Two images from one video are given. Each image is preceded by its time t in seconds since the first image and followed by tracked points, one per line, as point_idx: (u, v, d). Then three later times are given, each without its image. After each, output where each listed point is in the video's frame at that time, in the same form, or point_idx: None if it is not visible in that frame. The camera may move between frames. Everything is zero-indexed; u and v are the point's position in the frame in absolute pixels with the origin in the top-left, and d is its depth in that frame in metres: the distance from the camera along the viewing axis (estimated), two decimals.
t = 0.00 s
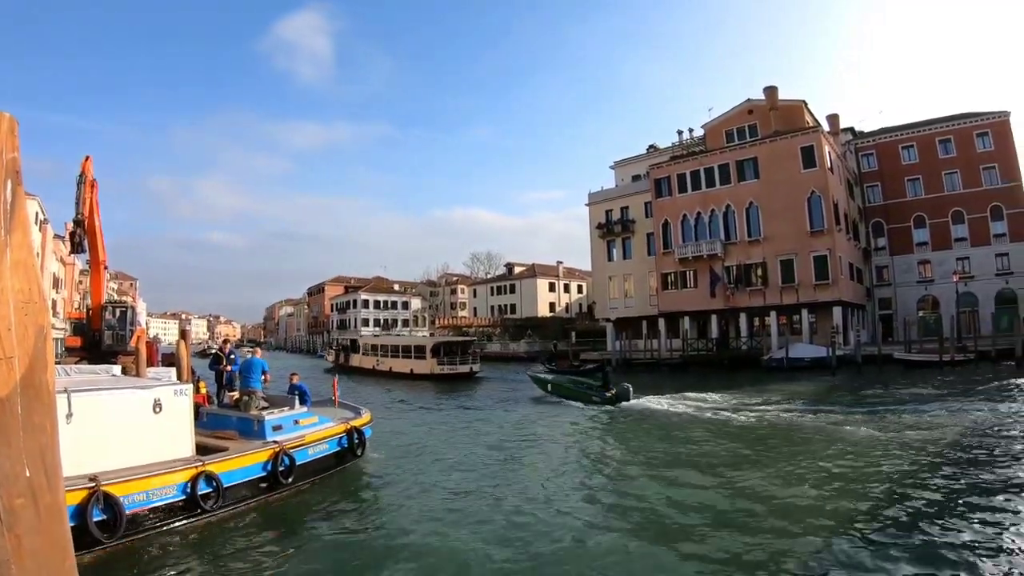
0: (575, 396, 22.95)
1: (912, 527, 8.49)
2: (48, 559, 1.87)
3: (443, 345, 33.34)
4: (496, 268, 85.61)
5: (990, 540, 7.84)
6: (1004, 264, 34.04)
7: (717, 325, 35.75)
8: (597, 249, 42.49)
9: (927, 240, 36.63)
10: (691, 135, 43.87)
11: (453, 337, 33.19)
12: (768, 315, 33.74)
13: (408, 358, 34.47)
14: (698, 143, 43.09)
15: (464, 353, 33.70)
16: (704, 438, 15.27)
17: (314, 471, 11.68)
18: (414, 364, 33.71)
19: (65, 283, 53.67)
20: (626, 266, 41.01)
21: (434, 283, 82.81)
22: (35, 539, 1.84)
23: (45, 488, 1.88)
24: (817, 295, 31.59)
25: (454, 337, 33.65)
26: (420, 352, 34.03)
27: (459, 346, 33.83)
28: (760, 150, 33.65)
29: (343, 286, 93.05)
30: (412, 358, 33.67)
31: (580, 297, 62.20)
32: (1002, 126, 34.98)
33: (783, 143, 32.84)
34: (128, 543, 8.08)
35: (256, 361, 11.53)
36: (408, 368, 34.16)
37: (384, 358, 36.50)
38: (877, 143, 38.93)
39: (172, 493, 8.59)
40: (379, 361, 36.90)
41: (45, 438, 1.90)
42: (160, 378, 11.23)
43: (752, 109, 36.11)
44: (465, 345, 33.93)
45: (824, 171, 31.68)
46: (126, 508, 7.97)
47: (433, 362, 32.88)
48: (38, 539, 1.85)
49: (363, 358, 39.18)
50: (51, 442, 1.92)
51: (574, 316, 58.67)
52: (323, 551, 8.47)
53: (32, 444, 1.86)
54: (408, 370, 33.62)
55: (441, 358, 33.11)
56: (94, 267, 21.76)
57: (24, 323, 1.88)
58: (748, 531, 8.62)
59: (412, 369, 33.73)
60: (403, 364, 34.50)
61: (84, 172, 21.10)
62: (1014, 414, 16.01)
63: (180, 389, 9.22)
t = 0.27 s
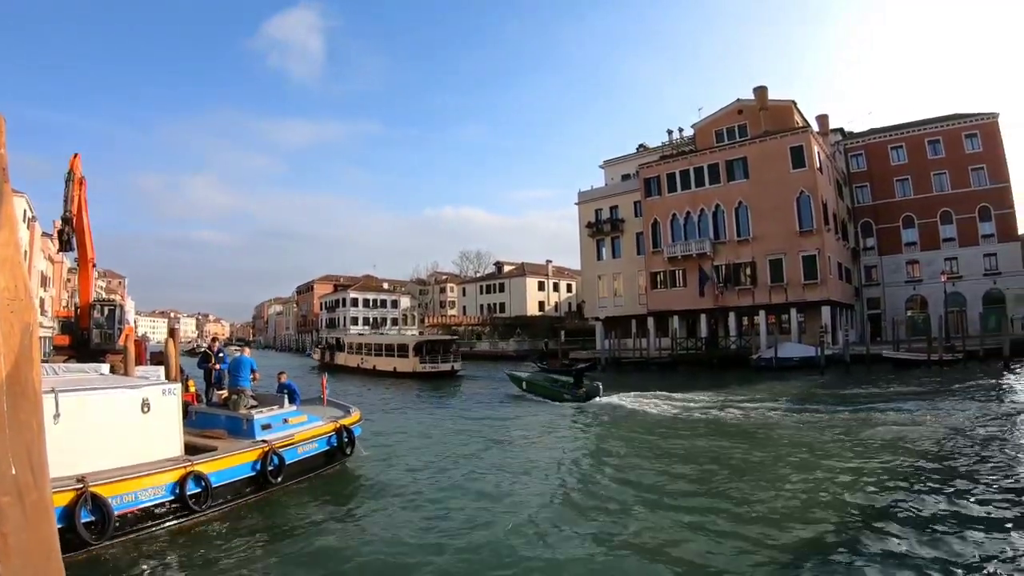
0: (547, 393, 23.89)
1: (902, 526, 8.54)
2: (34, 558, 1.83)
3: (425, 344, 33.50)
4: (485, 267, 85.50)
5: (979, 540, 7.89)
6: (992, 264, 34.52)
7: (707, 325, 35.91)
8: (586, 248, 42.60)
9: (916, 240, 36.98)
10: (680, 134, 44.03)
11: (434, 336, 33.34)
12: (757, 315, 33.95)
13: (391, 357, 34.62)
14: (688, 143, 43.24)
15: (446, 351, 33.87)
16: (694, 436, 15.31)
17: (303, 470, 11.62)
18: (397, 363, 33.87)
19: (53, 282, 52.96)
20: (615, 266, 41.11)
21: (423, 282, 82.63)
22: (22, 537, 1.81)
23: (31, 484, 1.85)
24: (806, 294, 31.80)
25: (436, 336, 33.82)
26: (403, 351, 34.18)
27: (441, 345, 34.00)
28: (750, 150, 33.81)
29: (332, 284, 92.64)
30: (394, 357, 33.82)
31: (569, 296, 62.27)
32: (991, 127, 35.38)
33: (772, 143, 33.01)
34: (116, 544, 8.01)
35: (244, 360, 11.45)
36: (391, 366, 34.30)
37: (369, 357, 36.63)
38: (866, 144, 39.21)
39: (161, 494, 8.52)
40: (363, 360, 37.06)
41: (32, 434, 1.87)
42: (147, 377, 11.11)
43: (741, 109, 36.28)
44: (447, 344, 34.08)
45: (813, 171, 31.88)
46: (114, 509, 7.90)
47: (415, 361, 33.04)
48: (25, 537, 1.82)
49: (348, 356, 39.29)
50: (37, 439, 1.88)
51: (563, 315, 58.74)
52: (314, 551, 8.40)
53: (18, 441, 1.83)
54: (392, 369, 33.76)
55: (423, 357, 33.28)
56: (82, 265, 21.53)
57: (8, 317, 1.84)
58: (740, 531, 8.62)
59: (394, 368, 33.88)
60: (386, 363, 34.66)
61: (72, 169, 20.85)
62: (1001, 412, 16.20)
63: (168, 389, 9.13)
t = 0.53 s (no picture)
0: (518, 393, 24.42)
1: (886, 525, 8.62)
2: (15, 562, 1.78)
3: (403, 343, 33.58)
4: (470, 266, 85.35)
5: (961, 537, 7.99)
6: (973, 265, 35.21)
7: (691, 324, 36.17)
8: (571, 247, 42.72)
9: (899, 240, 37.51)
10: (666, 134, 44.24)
11: (411, 335, 33.44)
12: (741, 314, 34.24)
13: (369, 355, 34.69)
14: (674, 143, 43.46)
15: (423, 350, 33.96)
16: (679, 435, 15.40)
17: (288, 470, 11.52)
18: (376, 361, 33.97)
19: (35, 280, 52.09)
20: (600, 265, 41.25)
21: (408, 280, 82.32)
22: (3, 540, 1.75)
23: (13, 485, 1.80)
24: (789, 294, 32.11)
25: (414, 334, 33.91)
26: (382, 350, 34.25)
27: (419, 344, 34.10)
28: (735, 151, 34.05)
29: (316, 282, 92.02)
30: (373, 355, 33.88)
31: (553, 295, 62.39)
32: (973, 129, 35.99)
33: (757, 143, 33.27)
34: (99, 547, 7.89)
35: (229, 359, 11.31)
36: (370, 364, 34.38)
37: (348, 356, 36.70)
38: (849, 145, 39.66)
39: (144, 496, 8.39)
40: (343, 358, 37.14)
41: (14, 434, 1.83)
42: (129, 377, 10.95)
43: (726, 109, 36.53)
44: (424, 343, 34.17)
45: (797, 171, 32.19)
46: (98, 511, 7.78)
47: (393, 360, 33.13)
48: (6, 541, 1.77)
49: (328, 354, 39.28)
50: (19, 438, 1.83)
51: (548, 314, 58.82)
52: (302, 553, 8.32)
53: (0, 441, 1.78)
54: (370, 367, 33.82)
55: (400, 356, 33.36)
56: (65, 262, 21.19)
57: None
58: (726, 531, 8.64)
59: (373, 366, 33.95)
60: (365, 361, 34.73)
61: (55, 166, 20.53)
62: (981, 410, 16.47)
63: (152, 389, 9.00)
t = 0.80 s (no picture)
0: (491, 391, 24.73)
1: (872, 523, 8.69)
2: None
3: (383, 342, 33.52)
4: (455, 265, 85.18)
5: (946, 536, 8.08)
6: (957, 265, 35.73)
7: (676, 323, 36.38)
8: (556, 246, 42.78)
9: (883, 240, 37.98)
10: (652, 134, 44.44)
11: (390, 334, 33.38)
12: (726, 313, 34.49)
13: (351, 353, 34.68)
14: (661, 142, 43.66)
15: (403, 349, 33.87)
16: (665, 433, 15.47)
17: (273, 470, 11.41)
18: (356, 359, 33.98)
19: (18, 278, 51.16)
20: (585, 264, 41.37)
21: (393, 279, 82.02)
22: None
23: None
24: (774, 293, 32.39)
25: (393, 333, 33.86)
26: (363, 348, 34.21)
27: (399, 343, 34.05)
28: (721, 151, 34.27)
29: (301, 281, 91.41)
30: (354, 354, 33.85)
31: (538, 294, 62.46)
32: (957, 131, 36.55)
33: (742, 144, 33.51)
34: (82, 550, 7.76)
35: (213, 358, 11.17)
36: (350, 363, 34.38)
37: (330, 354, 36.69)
38: (835, 146, 40.09)
39: (129, 496, 8.27)
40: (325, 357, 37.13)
41: None
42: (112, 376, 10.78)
43: (712, 110, 36.76)
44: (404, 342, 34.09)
45: (783, 172, 32.47)
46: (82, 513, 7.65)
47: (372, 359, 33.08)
48: None
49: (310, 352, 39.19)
50: None
51: (533, 313, 58.90)
52: (290, 554, 8.24)
53: None
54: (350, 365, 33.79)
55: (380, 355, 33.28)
56: (49, 260, 20.83)
57: None
58: (714, 530, 8.66)
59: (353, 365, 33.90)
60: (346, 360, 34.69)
61: (40, 163, 20.18)
62: (963, 409, 16.72)
63: (137, 389, 8.86)
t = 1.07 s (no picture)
0: (468, 388, 25.07)
1: (859, 521, 8.77)
2: None
3: (364, 340, 33.48)
4: (443, 263, 85.00)
5: (932, 533, 8.17)
6: (943, 264, 36.20)
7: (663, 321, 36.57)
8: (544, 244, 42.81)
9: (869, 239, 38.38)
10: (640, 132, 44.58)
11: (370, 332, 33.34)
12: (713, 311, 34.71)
13: (333, 351, 34.60)
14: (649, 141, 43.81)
15: (385, 346, 33.83)
16: (653, 431, 15.54)
17: (260, 468, 11.33)
18: (338, 357, 33.96)
19: (3, 275, 50.25)
20: (572, 262, 41.43)
21: (380, 276, 81.67)
22: None
23: None
24: (760, 292, 32.64)
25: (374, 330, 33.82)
26: (345, 346, 34.17)
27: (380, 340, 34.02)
28: (708, 150, 34.43)
29: (288, 279, 90.82)
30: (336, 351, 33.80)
31: (526, 292, 62.49)
32: (943, 132, 37.04)
33: (730, 143, 33.71)
34: (67, 549, 7.66)
35: (199, 356, 11.06)
36: (332, 360, 34.31)
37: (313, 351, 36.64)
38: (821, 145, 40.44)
39: (115, 495, 8.17)
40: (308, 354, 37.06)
41: None
42: (95, 373, 10.63)
43: (700, 108, 36.91)
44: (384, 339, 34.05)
45: (769, 171, 32.70)
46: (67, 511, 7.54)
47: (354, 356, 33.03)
48: None
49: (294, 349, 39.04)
50: None
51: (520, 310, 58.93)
52: (280, 552, 8.18)
53: None
54: (332, 363, 33.72)
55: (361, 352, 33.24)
56: (35, 257, 20.51)
57: None
58: (702, 529, 8.67)
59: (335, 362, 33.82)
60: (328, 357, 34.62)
61: (25, 159, 19.86)
62: (947, 407, 16.95)
63: (121, 386, 8.74)
